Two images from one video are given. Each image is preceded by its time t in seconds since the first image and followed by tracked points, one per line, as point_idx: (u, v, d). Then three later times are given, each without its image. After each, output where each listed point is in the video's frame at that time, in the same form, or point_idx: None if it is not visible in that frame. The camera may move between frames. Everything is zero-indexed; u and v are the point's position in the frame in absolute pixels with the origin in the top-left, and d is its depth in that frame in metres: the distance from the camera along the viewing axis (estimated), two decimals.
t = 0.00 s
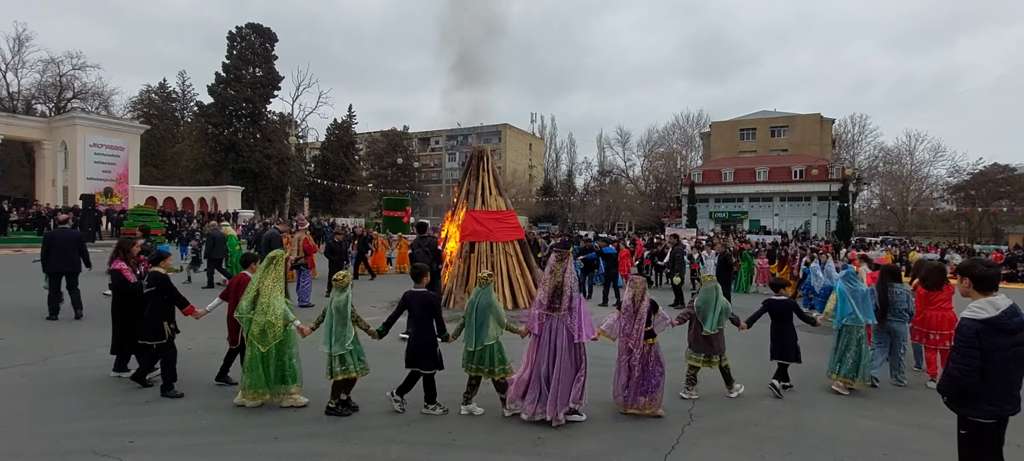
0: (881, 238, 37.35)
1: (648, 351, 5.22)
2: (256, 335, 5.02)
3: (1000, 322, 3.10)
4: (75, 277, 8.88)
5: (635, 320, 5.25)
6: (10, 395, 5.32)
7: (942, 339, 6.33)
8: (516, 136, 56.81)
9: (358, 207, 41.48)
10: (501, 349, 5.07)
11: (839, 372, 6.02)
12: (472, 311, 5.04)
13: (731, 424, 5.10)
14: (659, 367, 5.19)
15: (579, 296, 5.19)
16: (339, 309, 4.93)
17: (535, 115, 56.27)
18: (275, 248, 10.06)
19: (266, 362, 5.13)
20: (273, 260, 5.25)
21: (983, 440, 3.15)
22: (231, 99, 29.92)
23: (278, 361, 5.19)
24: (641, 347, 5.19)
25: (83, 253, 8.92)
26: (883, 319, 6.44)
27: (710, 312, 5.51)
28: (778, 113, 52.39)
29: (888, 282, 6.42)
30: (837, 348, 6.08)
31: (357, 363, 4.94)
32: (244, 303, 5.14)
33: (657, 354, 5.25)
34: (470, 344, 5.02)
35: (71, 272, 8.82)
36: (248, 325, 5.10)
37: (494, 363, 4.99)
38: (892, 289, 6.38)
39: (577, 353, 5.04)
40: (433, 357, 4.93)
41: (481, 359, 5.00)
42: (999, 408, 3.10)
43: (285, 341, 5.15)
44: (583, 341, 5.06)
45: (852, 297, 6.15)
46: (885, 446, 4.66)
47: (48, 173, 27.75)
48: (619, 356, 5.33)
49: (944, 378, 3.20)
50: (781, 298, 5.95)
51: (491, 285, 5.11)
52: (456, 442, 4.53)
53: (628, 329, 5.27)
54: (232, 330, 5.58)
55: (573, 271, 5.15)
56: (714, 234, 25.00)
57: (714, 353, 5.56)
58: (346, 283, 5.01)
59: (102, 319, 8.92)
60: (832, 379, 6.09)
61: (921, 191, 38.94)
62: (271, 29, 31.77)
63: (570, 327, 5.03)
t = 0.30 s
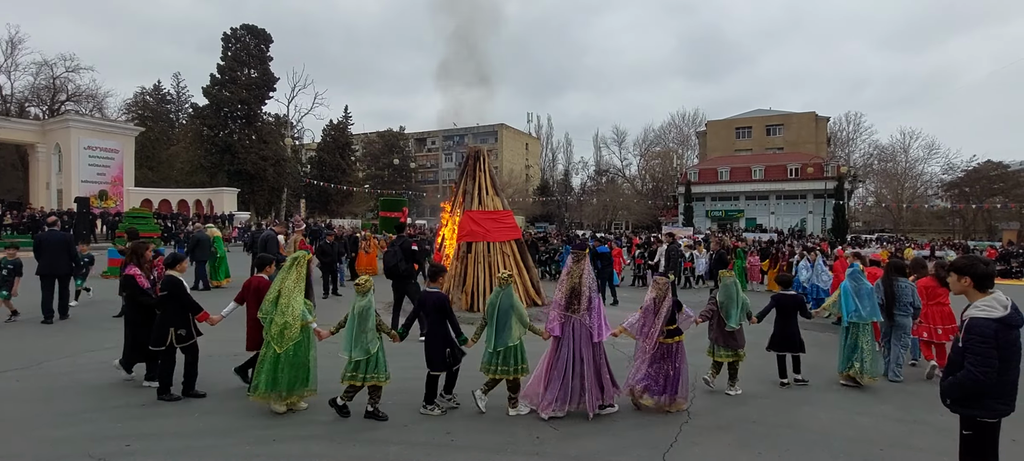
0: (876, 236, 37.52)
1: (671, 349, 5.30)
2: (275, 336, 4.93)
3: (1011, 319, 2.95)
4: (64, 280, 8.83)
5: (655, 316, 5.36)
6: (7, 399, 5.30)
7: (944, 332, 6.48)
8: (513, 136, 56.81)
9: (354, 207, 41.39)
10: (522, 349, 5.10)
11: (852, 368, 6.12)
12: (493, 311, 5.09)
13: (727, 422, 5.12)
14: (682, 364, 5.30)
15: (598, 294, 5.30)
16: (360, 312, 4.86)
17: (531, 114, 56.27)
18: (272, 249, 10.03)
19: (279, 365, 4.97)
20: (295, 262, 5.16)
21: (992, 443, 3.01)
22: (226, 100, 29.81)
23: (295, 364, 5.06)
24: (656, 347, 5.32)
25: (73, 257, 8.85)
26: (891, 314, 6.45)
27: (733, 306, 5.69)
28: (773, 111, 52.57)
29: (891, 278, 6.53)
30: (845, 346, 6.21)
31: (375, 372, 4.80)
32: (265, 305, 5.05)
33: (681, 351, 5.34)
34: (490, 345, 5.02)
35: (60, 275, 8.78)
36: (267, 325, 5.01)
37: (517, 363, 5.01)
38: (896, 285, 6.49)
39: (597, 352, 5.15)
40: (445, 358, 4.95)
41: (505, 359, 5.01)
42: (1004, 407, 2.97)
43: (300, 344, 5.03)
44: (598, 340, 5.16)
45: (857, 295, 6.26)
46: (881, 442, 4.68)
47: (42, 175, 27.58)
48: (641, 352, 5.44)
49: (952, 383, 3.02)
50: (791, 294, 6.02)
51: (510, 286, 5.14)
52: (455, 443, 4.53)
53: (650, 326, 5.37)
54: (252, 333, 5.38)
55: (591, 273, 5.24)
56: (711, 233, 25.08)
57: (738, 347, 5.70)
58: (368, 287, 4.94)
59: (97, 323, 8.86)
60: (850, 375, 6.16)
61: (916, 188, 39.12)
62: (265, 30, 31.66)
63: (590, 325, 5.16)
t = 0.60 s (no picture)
0: (874, 233, 37.62)
1: (690, 346, 5.30)
2: (298, 341, 4.93)
3: (1013, 317, 2.88)
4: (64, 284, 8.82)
5: (677, 312, 5.44)
6: (8, 403, 5.30)
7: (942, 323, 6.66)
8: (511, 135, 56.80)
9: (353, 208, 41.40)
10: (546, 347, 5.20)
11: (856, 365, 6.26)
12: (512, 310, 5.14)
13: (726, 420, 5.12)
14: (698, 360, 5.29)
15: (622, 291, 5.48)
16: (385, 314, 4.86)
17: (529, 114, 56.27)
18: (269, 251, 9.97)
19: (308, 368, 5.00)
20: (315, 266, 5.12)
21: (995, 444, 2.90)
22: (223, 102, 29.76)
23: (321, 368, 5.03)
24: (678, 344, 5.32)
25: (71, 261, 8.80)
26: (894, 310, 6.51)
27: (747, 305, 5.78)
28: (771, 109, 52.67)
29: (893, 274, 6.59)
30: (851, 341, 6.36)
31: (414, 370, 4.86)
32: (287, 311, 5.04)
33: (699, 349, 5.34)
34: (509, 343, 5.10)
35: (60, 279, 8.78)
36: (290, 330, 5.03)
37: (538, 361, 5.08)
38: (898, 280, 6.55)
39: (619, 345, 5.35)
40: (457, 361, 4.95)
41: (525, 359, 5.05)
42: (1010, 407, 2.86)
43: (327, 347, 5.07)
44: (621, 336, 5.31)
45: (861, 292, 6.37)
46: (880, 438, 4.70)
47: (39, 178, 27.50)
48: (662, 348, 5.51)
49: (959, 381, 2.91)
50: (800, 290, 6.20)
51: (528, 287, 5.19)
52: (455, 442, 4.53)
53: (669, 323, 5.46)
54: (271, 336, 5.31)
55: (612, 270, 5.36)
56: (710, 232, 25.11)
57: (750, 345, 5.77)
58: (393, 290, 4.92)
59: (96, 326, 8.84)
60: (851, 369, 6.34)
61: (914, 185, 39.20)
62: (262, 31, 31.60)
63: (611, 321, 5.29)
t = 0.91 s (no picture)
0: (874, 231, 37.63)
1: (710, 341, 5.54)
2: (328, 343, 4.99)
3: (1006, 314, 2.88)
4: (67, 282, 8.84)
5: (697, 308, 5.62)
6: (8, 403, 5.30)
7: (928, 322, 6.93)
8: (510, 134, 56.77)
9: (353, 208, 41.41)
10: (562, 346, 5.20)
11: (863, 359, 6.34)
12: (533, 308, 5.19)
13: (726, 419, 5.12)
14: (720, 355, 5.52)
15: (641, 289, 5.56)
16: (410, 314, 4.89)
17: (528, 113, 56.24)
18: (269, 251, 9.93)
19: (339, 367, 5.00)
20: (338, 265, 5.10)
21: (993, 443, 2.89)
22: (222, 102, 29.72)
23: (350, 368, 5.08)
24: (701, 338, 5.55)
25: (73, 258, 8.80)
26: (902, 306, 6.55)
27: (759, 303, 5.94)
28: (770, 107, 52.66)
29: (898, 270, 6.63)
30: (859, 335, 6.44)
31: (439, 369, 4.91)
32: (318, 314, 5.07)
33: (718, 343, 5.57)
34: (529, 341, 5.15)
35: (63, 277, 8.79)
36: (320, 331, 5.08)
37: (552, 361, 5.07)
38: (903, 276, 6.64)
39: (635, 343, 5.47)
40: (488, 359, 4.99)
41: (541, 357, 5.09)
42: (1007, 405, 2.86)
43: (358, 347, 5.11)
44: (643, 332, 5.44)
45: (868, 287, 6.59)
46: (880, 436, 4.70)
47: (38, 179, 27.49)
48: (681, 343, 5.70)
49: (960, 383, 2.87)
50: (806, 287, 6.38)
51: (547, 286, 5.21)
52: (456, 441, 4.54)
53: (691, 318, 5.63)
54: (299, 334, 5.32)
55: (632, 269, 5.40)
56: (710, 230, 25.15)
57: (765, 339, 5.95)
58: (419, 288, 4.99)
59: (96, 326, 8.84)
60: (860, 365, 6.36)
61: (913, 183, 39.19)
62: (261, 31, 31.57)
63: (631, 320, 5.36)
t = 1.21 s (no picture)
0: (875, 231, 37.61)
1: (728, 339, 5.61)
2: (350, 342, 4.94)
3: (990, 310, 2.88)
4: (64, 282, 8.89)
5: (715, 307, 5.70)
6: (11, 403, 5.31)
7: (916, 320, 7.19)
8: (511, 134, 56.77)
9: (355, 207, 41.46)
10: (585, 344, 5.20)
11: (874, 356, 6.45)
12: (555, 306, 5.20)
13: (728, 418, 5.11)
14: (737, 352, 5.61)
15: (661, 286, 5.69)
16: (433, 312, 4.89)
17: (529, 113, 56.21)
18: (270, 251, 9.95)
19: (363, 371, 4.95)
20: (366, 266, 5.15)
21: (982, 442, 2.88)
22: (224, 102, 29.76)
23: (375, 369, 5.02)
24: (717, 336, 5.61)
25: (71, 259, 8.84)
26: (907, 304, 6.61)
27: (772, 299, 6.10)
28: (772, 106, 52.61)
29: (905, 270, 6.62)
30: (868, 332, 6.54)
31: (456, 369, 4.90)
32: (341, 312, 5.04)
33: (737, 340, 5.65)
34: (551, 339, 5.18)
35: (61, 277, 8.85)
36: (343, 332, 5.01)
37: (580, 356, 5.11)
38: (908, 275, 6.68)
39: (656, 338, 5.58)
40: (513, 356, 4.99)
41: (568, 354, 5.13)
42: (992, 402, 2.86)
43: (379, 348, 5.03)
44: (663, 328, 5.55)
45: (874, 285, 6.64)
46: (881, 435, 4.69)
47: (40, 179, 27.55)
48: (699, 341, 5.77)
49: (953, 381, 2.83)
50: (816, 284, 6.38)
51: (569, 282, 5.22)
52: (457, 440, 4.54)
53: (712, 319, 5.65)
54: (323, 337, 5.35)
55: (652, 265, 5.59)
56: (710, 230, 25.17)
57: (776, 337, 6.14)
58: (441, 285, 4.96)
59: (97, 326, 8.85)
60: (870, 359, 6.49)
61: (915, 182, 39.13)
62: (263, 31, 31.60)
63: (652, 315, 5.54)
